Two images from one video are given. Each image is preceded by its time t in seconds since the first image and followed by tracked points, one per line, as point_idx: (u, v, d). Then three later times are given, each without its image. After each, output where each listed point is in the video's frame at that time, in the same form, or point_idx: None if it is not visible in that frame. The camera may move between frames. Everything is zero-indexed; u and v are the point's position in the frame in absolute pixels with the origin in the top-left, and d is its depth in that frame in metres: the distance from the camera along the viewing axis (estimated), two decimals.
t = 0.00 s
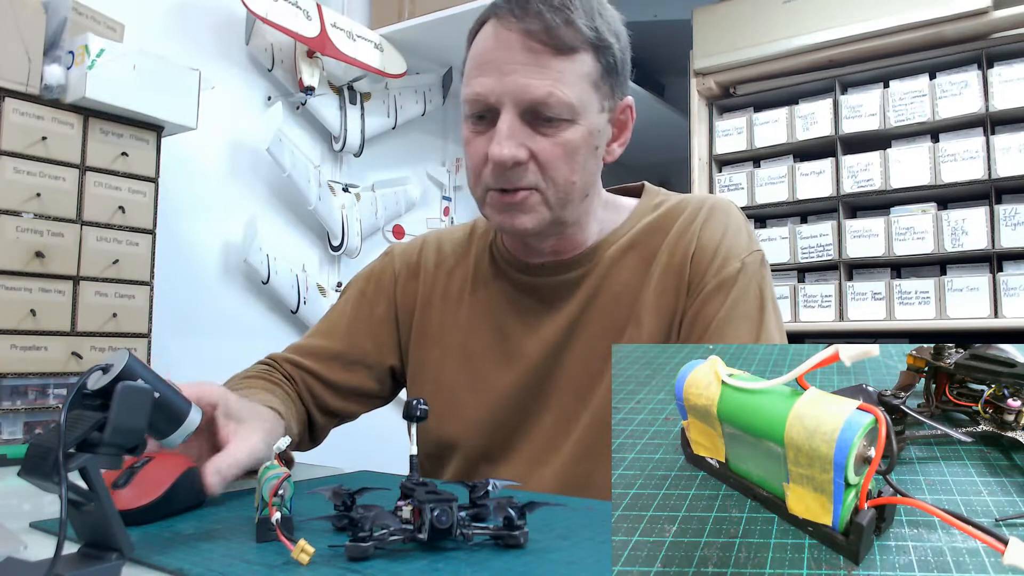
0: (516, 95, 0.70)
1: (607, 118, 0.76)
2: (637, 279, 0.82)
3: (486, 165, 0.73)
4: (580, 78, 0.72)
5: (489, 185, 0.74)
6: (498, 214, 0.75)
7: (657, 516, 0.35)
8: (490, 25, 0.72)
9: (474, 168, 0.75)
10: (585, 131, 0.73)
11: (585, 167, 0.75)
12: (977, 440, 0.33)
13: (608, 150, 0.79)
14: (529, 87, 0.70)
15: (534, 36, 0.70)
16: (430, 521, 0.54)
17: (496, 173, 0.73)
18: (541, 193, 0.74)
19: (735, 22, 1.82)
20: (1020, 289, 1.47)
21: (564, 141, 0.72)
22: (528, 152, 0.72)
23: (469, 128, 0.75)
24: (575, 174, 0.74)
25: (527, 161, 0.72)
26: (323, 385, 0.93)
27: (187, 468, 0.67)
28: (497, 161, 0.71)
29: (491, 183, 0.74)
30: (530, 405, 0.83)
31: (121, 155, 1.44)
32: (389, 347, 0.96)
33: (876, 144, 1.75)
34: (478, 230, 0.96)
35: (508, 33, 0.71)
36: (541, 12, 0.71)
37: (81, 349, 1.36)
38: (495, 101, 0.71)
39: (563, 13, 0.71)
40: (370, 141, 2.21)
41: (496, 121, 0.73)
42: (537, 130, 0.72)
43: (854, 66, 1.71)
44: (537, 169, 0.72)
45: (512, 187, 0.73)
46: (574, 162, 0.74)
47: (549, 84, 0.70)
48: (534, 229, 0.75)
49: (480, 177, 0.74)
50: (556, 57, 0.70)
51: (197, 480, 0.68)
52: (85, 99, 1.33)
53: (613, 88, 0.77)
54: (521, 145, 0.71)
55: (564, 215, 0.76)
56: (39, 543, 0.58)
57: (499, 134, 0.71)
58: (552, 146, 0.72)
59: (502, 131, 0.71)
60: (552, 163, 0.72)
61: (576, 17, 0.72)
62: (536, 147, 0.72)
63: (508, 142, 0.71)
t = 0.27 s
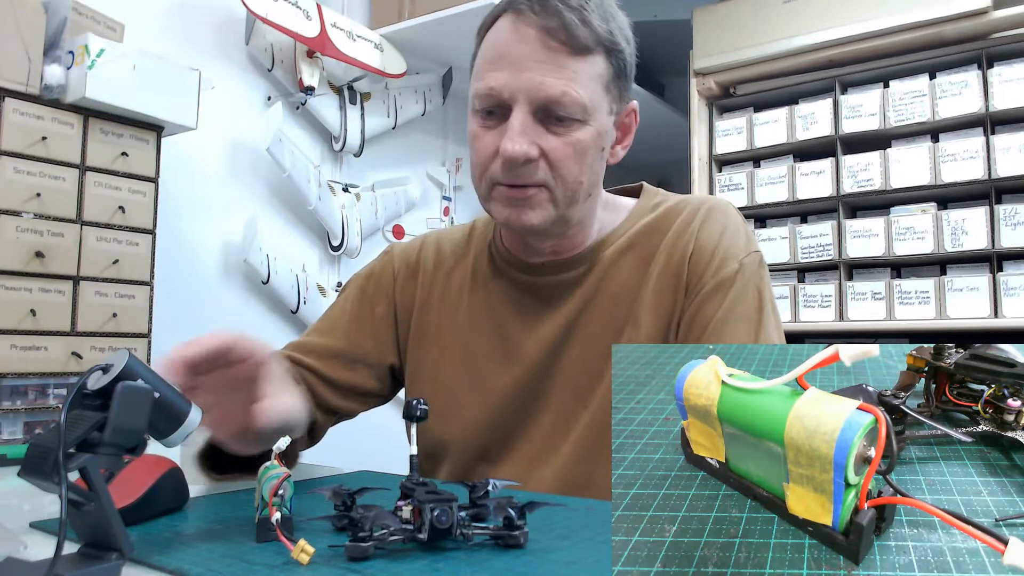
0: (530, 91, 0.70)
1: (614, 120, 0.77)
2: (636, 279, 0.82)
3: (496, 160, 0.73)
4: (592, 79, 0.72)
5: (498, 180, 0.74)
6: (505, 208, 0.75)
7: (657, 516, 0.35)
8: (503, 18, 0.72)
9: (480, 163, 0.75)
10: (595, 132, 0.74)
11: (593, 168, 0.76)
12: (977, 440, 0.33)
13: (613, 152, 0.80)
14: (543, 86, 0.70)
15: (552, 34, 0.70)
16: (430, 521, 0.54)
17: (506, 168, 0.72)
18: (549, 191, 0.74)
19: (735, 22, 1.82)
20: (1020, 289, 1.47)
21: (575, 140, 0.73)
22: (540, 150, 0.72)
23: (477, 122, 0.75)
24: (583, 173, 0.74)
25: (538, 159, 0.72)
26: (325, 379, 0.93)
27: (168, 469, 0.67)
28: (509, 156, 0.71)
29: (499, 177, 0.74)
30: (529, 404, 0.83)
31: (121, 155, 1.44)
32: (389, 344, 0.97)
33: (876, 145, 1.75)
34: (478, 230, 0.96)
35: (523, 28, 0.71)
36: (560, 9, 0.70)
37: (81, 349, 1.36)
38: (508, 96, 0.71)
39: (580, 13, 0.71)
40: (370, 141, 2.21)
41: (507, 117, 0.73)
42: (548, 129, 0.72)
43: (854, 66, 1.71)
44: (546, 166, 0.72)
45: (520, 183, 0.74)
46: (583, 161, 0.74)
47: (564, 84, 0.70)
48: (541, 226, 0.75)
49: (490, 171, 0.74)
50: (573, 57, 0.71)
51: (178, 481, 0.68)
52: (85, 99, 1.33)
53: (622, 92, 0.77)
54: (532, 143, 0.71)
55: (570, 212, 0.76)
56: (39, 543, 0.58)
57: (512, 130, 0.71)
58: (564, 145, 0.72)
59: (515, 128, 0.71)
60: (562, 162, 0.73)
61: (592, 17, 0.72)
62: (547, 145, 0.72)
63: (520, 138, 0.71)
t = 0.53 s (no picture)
0: (563, 71, 0.70)
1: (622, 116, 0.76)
2: (631, 278, 0.82)
3: (523, 139, 0.72)
4: (607, 70, 0.72)
5: (523, 160, 0.73)
6: (530, 189, 0.74)
7: (657, 516, 0.37)
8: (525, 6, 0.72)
9: (502, 146, 0.74)
10: (615, 117, 0.74)
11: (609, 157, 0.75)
12: (977, 441, 0.33)
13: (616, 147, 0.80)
14: (573, 66, 0.70)
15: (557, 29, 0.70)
16: (430, 521, 0.54)
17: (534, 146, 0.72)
18: (573, 173, 0.73)
19: (735, 22, 1.82)
20: (1020, 289, 1.47)
21: (599, 122, 0.72)
22: (568, 131, 0.71)
23: (499, 104, 0.74)
24: (603, 160, 0.74)
25: (566, 139, 0.71)
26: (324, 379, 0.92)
27: (167, 469, 0.67)
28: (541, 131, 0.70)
29: (526, 159, 0.73)
30: (526, 405, 0.83)
31: (121, 155, 1.44)
32: (387, 344, 0.97)
33: (876, 145, 1.75)
34: (473, 230, 0.95)
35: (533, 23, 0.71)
36: None
37: (81, 349, 1.36)
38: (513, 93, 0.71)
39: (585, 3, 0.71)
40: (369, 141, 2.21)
41: (535, 96, 0.72)
42: (574, 109, 0.72)
43: (854, 66, 1.71)
44: (573, 147, 0.72)
45: (546, 163, 0.73)
46: (603, 145, 0.74)
47: (589, 65, 0.70)
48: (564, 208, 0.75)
49: (516, 150, 0.73)
50: (597, 44, 0.71)
51: (178, 481, 0.67)
52: (85, 99, 1.33)
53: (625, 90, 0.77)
54: (562, 122, 0.71)
55: (587, 198, 0.76)
56: (39, 543, 0.58)
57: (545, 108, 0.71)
58: (590, 125, 0.72)
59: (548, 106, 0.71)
60: (587, 144, 0.72)
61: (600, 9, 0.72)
62: (574, 126, 0.71)
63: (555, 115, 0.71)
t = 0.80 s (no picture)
0: (553, 67, 0.71)
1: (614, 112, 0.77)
2: (626, 277, 0.81)
3: (515, 138, 0.72)
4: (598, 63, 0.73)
5: (514, 160, 0.73)
6: (525, 189, 0.73)
7: (657, 516, 0.37)
8: (511, 2, 0.73)
9: (491, 147, 0.74)
10: (605, 114, 0.74)
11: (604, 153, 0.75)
12: (977, 440, 0.34)
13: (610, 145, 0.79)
14: (561, 62, 0.71)
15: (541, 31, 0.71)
16: (430, 521, 0.54)
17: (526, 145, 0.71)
18: (568, 172, 0.73)
19: (735, 22, 1.82)
20: (1020, 289, 1.47)
21: (590, 119, 0.72)
22: (562, 128, 0.71)
23: (489, 105, 0.74)
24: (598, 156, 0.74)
25: (559, 137, 0.71)
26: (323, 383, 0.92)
27: (167, 471, 0.67)
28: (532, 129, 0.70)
29: (519, 159, 0.72)
30: (523, 405, 0.83)
31: (121, 155, 1.44)
32: (384, 343, 0.97)
33: (876, 145, 1.75)
34: (467, 229, 0.95)
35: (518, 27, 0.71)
36: None
37: (81, 349, 1.36)
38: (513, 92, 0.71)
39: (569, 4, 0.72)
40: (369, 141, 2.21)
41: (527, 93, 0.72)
42: (567, 106, 0.72)
43: (854, 66, 1.71)
44: (566, 144, 0.71)
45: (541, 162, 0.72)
46: (596, 142, 0.73)
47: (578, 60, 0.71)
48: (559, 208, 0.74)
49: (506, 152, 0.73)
50: (586, 39, 0.72)
51: (177, 482, 0.68)
52: (85, 99, 1.33)
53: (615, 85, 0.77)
54: (554, 120, 0.71)
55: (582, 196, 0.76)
56: (39, 543, 0.58)
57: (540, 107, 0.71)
58: (581, 123, 0.72)
59: (541, 105, 0.71)
60: (582, 141, 0.72)
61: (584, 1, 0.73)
62: (567, 123, 0.71)
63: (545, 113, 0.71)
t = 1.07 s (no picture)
0: (529, 78, 0.70)
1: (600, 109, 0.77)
2: (620, 276, 0.81)
3: (495, 154, 0.72)
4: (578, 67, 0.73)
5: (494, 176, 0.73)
6: (505, 209, 0.74)
7: (657, 516, 0.37)
8: (483, 11, 0.73)
9: (473, 164, 0.74)
10: (588, 118, 0.74)
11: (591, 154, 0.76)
12: (977, 440, 0.35)
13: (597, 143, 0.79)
14: (540, 71, 0.71)
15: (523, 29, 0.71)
16: (430, 521, 0.54)
17: (506, 161, 0.71)
18: (552, 183, 0.73)
19: (735, 22, 1.82)
20: (1020, 289, 1.47)
21: (573, 126, 0.72)
22: (543, 140, 0.71)
23: (468, 121, 0.74)
24: (584, 160, 0.74)
25: (540, 150, 0.71)
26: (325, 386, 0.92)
27: (167, 471, 0.67)
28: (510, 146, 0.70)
29: (499, 172, 0.72)
30: (521, 405, 0.83)
31: (121, 155, 1.44)
32: (384, 342, 0.97)
33: (876, 145, 1.75)
34: (465, 229, 0.95)
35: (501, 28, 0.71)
36: None
37: (81, 349, 1.36)
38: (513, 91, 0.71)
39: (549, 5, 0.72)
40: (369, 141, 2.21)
41: (504, 107, 0.72)
42: (547, 116, 0.72)
43: (854, 66, 1.71)
44: (548, 155, 0.72)
45: (521, 177, 0.73)
46: (581, 147, 0.73)
47: (558, 67, 0.71)
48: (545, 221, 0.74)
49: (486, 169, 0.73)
50: (563, 44, 0.72)
51: (177, 481, 0.68)
52: (85, 99, 1.33)
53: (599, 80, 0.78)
54: (533, 132, 0.71)
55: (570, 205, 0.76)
56: (39, 543, 0.58)
57: (516, 122, 0.71)
58: (563, 132, 0.72)
59: (517, 119, 0.71)
60: (564, 150, 0.72)
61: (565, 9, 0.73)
62: (547, 134, 0.71)
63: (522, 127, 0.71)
